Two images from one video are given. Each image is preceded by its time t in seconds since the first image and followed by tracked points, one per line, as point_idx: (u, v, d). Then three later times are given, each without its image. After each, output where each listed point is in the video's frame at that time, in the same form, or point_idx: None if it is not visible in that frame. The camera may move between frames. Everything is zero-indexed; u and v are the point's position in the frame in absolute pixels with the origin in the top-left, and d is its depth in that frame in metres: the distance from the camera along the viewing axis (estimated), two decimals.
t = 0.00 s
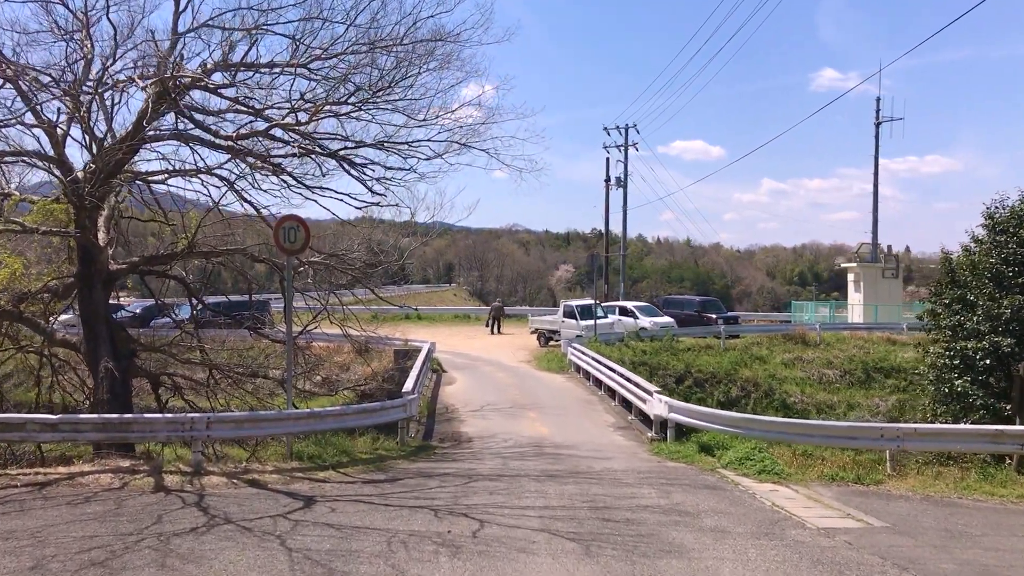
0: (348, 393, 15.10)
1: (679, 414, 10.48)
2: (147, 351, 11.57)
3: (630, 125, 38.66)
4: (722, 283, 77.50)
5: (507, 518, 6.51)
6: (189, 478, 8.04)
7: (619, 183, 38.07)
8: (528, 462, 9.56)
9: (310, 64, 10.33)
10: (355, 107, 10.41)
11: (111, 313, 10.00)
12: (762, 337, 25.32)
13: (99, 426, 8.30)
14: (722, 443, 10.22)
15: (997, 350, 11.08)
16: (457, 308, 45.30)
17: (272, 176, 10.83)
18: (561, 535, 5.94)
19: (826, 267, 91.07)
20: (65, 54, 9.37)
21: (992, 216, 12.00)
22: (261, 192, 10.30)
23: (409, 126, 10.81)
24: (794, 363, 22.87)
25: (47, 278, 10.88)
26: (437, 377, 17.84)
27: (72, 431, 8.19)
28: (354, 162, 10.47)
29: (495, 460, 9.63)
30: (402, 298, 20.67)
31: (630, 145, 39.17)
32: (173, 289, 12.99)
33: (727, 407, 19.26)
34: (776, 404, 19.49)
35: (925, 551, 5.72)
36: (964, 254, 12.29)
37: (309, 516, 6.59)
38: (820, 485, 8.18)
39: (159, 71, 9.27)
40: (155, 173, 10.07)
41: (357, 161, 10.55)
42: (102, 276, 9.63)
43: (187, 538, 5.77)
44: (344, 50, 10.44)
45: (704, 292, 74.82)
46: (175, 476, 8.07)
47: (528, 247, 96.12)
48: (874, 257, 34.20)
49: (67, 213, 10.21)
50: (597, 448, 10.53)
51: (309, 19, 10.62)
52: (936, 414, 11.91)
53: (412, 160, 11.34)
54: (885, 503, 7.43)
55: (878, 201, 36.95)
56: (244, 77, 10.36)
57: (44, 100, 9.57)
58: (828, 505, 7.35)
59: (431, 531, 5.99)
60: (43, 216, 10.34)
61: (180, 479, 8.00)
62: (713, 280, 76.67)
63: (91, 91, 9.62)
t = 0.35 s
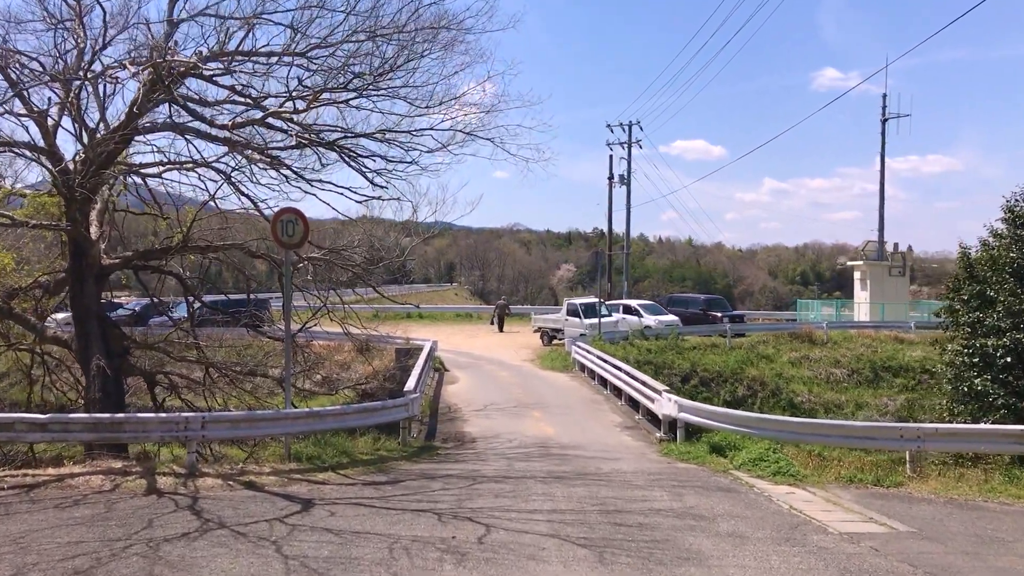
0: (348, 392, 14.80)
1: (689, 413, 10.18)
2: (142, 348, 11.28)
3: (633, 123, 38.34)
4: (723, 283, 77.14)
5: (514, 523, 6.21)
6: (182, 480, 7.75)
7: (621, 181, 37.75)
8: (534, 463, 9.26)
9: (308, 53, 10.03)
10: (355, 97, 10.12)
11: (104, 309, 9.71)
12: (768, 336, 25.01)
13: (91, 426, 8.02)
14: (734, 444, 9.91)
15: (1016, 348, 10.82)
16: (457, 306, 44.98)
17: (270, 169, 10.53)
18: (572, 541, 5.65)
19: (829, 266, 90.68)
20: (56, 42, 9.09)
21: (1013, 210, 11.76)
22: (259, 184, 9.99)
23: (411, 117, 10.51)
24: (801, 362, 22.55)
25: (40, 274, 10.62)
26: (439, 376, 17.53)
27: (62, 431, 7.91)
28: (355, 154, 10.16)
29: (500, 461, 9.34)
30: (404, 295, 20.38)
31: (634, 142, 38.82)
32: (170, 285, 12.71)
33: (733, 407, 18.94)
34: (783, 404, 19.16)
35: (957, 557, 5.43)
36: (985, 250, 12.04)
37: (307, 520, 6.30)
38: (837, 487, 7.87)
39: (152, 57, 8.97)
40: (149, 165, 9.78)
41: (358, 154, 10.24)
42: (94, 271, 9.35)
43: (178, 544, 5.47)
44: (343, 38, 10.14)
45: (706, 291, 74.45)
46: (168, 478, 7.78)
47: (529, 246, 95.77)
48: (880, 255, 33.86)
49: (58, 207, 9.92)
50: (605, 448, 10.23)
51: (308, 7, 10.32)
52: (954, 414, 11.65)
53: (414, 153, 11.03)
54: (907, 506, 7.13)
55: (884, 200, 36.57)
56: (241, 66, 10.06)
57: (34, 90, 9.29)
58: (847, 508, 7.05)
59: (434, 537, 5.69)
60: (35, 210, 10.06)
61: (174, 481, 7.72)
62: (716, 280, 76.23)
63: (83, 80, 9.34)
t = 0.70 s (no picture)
0: (350, 393, 14.49)
1: (702, 415, 9.86)
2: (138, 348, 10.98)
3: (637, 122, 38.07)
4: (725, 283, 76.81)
5: (526, 531, 5.91)
6: (178, 486, 7.45)
7: (624, 180, 37.45)
8: (542, 467, 8.96)
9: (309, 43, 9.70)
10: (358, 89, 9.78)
11: (98, 308, 9.42)
12: (775, 336, 24.72)
13: (84, 429, 7.71)
14: (748, 447, 9.62)
15: None
16: (458, 306, 44.66)
17: (270, 164, 10.22)
18: (588, 552, 5.35)
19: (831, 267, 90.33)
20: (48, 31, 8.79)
21: None
22: (258, 179, 9.69)
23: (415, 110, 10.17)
24: (808, 362, 22.25)
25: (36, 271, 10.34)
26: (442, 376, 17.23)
27: (53, 434, 7.61)
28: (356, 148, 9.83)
29: (507, 465, 9.04)
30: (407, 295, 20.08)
31: (638, 141, 38.39)
32: (168, 284, 12.41)
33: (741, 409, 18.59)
34: (791, 405, 18.83)
35: (995, 569, 5.12)
36: (1007, 248, 11.78)
37: (308, 528, 6.00)
38: (859, 492, 7.56)
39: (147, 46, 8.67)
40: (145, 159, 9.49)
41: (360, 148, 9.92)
42: (88, 268, 9.07)
43: (171, 555, 5.17)
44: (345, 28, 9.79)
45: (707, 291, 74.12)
46: (163, 483, 7.48)
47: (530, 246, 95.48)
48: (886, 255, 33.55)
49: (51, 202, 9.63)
50: (615, 451, 9.92)
51: None
52: (973, 415, 11.39)
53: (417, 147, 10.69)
54: (934, 513, 6.81)
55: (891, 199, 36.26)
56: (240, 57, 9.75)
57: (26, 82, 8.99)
58: (871, 515, 6.75)
59: (442, 548, 5.39)
60: (29, 206, 9.77)
61: (170, 486, 7.41)
62: (717, 280, 75.89)
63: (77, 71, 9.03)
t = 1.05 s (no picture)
0: (351, 395, 14.16)
1: (714, 418, 9.58)
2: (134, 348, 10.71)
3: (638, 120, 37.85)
4: (725, 282, 76.55)
5: (537, 542, 5.63)
6: (174, 491, 7.18)
7: (627, 180, 37.25)
8: (550, 471, 8.68)
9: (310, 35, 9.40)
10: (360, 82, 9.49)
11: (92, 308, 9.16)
12: (781, 336, 24.44)
13: (75, 433, 7.44)
14: (762, 451, 9.36)
15: None
16: (458, 306, 44.42)
17: (270, 159, 9.94)
18: (604, 564, 5.07)
19: (832, 267, 90.02)
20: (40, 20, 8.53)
21: None
22: (257, 175, 9.42)
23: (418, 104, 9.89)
24: (815, 363, 21.98)
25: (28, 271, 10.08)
26: (445, 377, 16.96)
27: (43, 438, 7.33)
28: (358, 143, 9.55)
29: (514, 469, 8.76)
30: (409, 295, 19.80)
31: (640, 139, 38.14)
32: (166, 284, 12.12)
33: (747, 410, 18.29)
34: (798, 406, 18.54)
35: None
36: None
37: (309, 538, 5.72)
38: (881, 498, 7.28)
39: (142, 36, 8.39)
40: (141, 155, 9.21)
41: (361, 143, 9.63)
42: (82, 267, 8.82)
43: (163, 568, 4.89)
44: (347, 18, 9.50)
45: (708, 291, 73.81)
46: (158, 489, 7.21)
47: (530, 246, 95.20)
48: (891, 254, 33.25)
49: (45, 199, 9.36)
50: (624, 455, 9.64)
51: None
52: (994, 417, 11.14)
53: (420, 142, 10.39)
54: (962, 520, 6.54)
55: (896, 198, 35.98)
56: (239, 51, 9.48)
57: (18, 74, 8.73)
58: (896, 522, 6.46)
59: (450, 559, 5.11)
60: (21, 203, 9.50)
61: (165, 492, 7.14)
62: (718, 280, 75.57)
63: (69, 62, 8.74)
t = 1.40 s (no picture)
0: (350, 395, 13.85)
1: (726, 418, 9.26)
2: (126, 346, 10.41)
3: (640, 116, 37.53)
4: (725, 282, 76.25)
5: (545, 548, 5.33)
6: (165, 494, 6.88)
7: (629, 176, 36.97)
8: (556, 472, 8.38)
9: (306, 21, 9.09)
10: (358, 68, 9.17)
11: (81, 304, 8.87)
12: (786, 335, 24.14)
13: (62, 433, 7.14)
14: (775, 451, 9.05)
15: None
16: (457, 305, 44.09)
17: (265, 150, 9.64)
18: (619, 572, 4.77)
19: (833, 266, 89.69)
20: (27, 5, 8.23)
21: None
22: (252, 166, 9.12)
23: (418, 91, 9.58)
24: (821, 362, 21.68)
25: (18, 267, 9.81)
26: (446, 376, 16.66)
27: (28, 439, 7.02)
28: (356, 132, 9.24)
29: (519, 470, 8.46)
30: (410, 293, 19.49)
31: (642, 137, 37.82)
32: (161, 281, 11.82)
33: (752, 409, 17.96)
34: (804, 405, 18.22)
35: None
36: None
37: (305, 543, 5.41)
38: (903, 501, 6.98)
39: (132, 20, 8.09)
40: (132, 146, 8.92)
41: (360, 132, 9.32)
42: (71, 260, 8.55)
43: None
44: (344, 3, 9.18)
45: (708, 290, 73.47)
46: (148, 491, 6.91)
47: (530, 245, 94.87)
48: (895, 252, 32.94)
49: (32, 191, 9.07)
50: (631, 456, 9.34)
51: None
52: (1012, 417, 10.84)
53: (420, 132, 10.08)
54: (990, 524, 6.23)
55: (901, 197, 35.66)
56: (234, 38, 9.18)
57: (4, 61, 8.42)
58: (921, 527, 6.16)
59: (455, 567, 4.81)
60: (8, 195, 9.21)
61: (156, 495, 6.84)
62: (719, 279, 75.24)
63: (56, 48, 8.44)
